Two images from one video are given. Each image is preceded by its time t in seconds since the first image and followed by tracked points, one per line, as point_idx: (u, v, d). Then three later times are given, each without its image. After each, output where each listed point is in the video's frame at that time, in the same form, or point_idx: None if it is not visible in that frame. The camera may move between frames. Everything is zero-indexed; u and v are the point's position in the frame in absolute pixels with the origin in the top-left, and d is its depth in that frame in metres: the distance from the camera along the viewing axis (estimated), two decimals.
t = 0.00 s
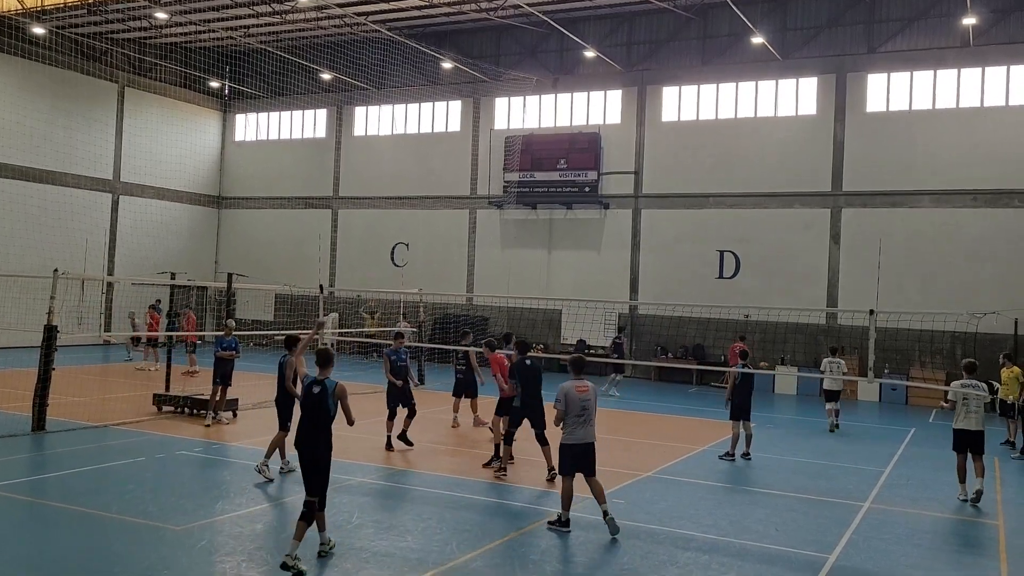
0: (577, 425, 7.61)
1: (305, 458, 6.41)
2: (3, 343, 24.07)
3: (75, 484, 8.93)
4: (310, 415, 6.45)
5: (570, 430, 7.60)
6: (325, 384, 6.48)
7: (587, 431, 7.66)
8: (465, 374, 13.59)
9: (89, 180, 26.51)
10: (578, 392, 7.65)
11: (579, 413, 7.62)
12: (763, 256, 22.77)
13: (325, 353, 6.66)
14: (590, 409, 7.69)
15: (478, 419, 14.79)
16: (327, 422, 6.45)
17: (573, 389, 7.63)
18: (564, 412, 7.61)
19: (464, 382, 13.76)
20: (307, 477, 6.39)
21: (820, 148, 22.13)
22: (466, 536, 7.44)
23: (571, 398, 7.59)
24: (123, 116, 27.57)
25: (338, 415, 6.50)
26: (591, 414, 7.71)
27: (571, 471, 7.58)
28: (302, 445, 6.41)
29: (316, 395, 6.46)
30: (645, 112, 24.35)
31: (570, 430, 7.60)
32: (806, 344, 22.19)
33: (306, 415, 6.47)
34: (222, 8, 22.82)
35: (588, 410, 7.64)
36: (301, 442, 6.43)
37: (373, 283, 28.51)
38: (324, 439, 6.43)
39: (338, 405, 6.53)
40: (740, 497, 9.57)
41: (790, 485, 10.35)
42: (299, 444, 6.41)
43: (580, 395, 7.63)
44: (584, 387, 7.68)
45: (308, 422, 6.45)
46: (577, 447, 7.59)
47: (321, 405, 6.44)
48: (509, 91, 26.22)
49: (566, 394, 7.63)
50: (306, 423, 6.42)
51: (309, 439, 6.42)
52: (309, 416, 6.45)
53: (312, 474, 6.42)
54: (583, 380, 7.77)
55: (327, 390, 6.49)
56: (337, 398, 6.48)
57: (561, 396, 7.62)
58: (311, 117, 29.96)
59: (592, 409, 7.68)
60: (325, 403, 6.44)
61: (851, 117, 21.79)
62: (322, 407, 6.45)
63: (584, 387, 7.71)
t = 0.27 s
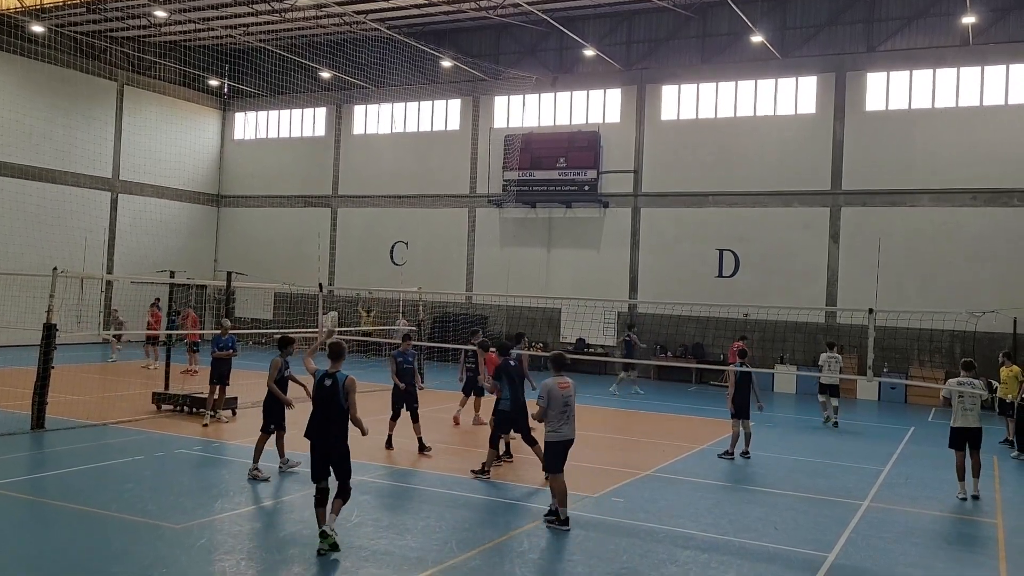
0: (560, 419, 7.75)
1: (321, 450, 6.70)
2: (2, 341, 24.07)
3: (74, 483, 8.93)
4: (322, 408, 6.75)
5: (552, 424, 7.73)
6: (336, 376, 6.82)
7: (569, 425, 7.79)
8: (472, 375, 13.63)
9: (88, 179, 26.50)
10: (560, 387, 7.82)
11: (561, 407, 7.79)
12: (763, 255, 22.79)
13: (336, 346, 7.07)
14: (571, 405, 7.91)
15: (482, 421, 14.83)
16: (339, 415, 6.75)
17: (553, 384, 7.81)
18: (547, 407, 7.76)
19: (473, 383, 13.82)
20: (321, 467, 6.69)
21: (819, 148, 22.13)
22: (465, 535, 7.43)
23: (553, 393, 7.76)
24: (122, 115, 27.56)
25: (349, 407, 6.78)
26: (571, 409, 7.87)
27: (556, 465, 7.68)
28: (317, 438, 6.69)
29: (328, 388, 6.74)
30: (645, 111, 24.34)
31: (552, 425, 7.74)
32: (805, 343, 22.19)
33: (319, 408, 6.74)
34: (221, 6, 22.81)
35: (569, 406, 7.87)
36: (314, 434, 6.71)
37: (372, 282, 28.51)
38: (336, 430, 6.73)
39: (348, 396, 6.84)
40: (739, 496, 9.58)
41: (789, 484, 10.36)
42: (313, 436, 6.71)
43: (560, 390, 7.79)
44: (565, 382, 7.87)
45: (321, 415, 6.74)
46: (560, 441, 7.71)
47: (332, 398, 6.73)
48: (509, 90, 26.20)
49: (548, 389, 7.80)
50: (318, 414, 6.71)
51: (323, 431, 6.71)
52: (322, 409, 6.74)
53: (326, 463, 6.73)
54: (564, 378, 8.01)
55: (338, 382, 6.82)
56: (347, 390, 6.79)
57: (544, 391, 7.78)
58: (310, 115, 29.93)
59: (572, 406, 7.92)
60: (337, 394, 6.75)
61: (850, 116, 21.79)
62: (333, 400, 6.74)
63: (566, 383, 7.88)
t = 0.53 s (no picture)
0: (539, 418, 7.88)
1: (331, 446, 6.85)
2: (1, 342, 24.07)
3: (73, 483, 8.93)
4: (335, 407, 6.90)
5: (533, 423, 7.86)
6: (348, 377, 6.96)
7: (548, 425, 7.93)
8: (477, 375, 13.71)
9: (88, 179, 26.49)
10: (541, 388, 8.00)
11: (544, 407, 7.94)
12: (762, 254, 22.79)
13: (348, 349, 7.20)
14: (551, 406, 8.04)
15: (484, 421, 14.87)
16: (351, 414, 6.88)
17: (535, 384, 7.99)
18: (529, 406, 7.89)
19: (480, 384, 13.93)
20: (333, 465, 6.82)
21: (818, 148, 22.14)
22: (464, 535, 7.42)
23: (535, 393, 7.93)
24: (121, 115, 27.55)
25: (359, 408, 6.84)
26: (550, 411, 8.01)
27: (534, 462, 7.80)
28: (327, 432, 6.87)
29: (340, 387, 6.89)
30: (644, 111, 24.35)
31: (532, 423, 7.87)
32: (805, 343, 22.19)
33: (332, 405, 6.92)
34: (221, 6, 22.81)
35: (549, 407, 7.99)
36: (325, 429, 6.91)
37: (371, 282, 28.51)
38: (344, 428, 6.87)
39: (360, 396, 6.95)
40: (738, 496, 9.58)
41: (788, 484, 10.36)
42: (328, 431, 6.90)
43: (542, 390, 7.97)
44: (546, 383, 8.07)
45: (334, 414, 6.90)
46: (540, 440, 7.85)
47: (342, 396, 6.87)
48: (508, 90, 26.20)
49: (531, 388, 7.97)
50: (331, 412, 6.88)
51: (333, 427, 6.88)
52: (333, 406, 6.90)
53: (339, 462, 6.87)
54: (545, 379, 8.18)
55: (351, 383, 6.95)
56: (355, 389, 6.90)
57: (527, 389, 7.95)
58: (310, 115, 29.93)
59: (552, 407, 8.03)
60: (348, 395, 6.87)
61: (849, 116, 21.81)
62: (345, 400, 6.86)
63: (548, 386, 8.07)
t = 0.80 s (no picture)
0: (519, 410, 8.29)
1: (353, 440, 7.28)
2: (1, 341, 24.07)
3: (73, 482, 8.94)
4: (353, 402, 7.31)
5: (513, 414, 8.28)
6: (363, 372, 7.37)
7: (528, 417, 8.34)
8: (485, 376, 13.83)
9: (88, 178, 26.48)
10: (523, 380, 8.40)
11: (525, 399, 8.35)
12: (762, 254, 22.80)
13: (363, 345, 7.55)
14: (531, 400, 8.43)
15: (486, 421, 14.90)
16: (367, 407, 7.28)
17: (517, 376, 8.39)
18: (511, 398, 8.30)
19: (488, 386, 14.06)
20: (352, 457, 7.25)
21: (818, 147, 22.14)
22: (463, 535, 7.42)
23: (517, 385, 8.34)
24: (121, 114, 27.53)
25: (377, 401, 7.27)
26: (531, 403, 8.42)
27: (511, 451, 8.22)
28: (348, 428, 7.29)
29: (356, 382, 7.32)
30: (644, 111, 24.34)
31: (512, 415, 8.28)
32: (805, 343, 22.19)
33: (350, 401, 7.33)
34: (220, 6, 22.81)
35: (529, 401, 8.38)
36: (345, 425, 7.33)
37: (371, 281, 28.50)
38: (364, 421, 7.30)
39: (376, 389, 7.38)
40: (738, 495, 9.59)
41: (788, 483, 10.36)
42: (347, 426, 7.32)
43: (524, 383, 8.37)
44: (529, 376, 8.45)
45: (352, 408, 7.30)
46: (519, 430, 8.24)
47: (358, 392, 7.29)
48: (508, 90, 26.19)
49: (513, 380, 8.38)
50: (349, 407, 7.29)
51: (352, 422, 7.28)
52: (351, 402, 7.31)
53: (357, 454, 7.28)
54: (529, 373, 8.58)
55: (366, 378, 7.35)
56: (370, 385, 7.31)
57: (511, 381, 8.36)
58: (310, 115, 29.92)
59: (533, 401, 8.42)
60: (364, 388, 7.30)
61: (849, 116, 21.81)
62: (361, 393, 7.29)
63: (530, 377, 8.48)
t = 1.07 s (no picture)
0: (500, 410, 8.36)
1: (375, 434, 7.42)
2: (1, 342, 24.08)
3: (73, 483, 8.94)
4: (365, 399, 7.48)
5: (495, 415, 8.34)
6: (374, 369, 7.59)
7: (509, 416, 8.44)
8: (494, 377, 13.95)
9: (87, 179, 26.48)
10: (501, 381, 8.39)
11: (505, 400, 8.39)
12: (761, 254, 22.80)
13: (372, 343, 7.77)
14: (511, 397, 8.47)
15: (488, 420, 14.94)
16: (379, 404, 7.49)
17: (495, 377, 8.35)
18: (490, 400, 8.31)
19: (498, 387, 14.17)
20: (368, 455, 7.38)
21: (817, 147, 22.15)
22: (465, 536, 7.43)
23: (496, 387, 8.31)
24: (120, 115, 27.53)
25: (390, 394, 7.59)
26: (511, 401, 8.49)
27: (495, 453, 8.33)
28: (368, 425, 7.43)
29: (368, 380, 7.52)
30: (643, 111, 24.35)
31: (493, 417, 8.35)
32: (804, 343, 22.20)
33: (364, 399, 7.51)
34: (220, 6, 22.80)
35: (508, 399, 8.43)
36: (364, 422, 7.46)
37: (370, 281, 28.51)
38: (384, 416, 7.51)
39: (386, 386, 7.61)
40: (738, 495, 9.58)
41: (788, 483, 10.36)
42: (359, 425, 7.45)
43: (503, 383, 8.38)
44: (504, 375, 8.43)
45: (366, 406, 7.46)
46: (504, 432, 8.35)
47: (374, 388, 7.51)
48: (507, 90, 26.20)
49: (491, 382, 8.33)
50: (362, 404, 7.45)
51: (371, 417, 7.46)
52: (368, 399, 7.50)
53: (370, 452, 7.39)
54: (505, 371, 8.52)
55: (377, 376, 7.58)
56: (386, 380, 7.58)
57: (487, 384, 8.31)
58: (309, 115, 29.92)
59: (512, 398, 8.47)
60: (377, 385, 7.52)
61: (848, 116, 21.81)
62: (374, 390, 7.51)
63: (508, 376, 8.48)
